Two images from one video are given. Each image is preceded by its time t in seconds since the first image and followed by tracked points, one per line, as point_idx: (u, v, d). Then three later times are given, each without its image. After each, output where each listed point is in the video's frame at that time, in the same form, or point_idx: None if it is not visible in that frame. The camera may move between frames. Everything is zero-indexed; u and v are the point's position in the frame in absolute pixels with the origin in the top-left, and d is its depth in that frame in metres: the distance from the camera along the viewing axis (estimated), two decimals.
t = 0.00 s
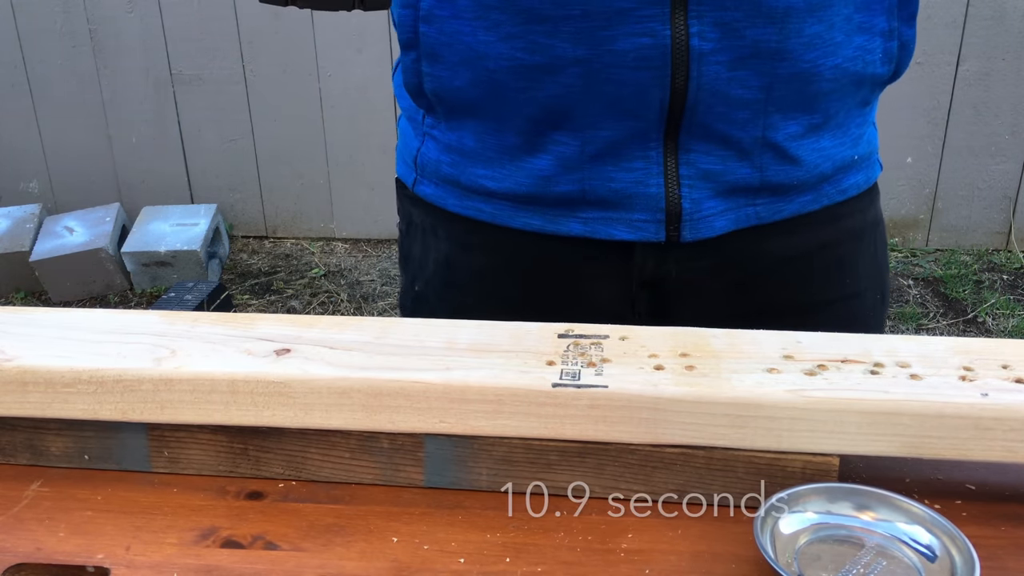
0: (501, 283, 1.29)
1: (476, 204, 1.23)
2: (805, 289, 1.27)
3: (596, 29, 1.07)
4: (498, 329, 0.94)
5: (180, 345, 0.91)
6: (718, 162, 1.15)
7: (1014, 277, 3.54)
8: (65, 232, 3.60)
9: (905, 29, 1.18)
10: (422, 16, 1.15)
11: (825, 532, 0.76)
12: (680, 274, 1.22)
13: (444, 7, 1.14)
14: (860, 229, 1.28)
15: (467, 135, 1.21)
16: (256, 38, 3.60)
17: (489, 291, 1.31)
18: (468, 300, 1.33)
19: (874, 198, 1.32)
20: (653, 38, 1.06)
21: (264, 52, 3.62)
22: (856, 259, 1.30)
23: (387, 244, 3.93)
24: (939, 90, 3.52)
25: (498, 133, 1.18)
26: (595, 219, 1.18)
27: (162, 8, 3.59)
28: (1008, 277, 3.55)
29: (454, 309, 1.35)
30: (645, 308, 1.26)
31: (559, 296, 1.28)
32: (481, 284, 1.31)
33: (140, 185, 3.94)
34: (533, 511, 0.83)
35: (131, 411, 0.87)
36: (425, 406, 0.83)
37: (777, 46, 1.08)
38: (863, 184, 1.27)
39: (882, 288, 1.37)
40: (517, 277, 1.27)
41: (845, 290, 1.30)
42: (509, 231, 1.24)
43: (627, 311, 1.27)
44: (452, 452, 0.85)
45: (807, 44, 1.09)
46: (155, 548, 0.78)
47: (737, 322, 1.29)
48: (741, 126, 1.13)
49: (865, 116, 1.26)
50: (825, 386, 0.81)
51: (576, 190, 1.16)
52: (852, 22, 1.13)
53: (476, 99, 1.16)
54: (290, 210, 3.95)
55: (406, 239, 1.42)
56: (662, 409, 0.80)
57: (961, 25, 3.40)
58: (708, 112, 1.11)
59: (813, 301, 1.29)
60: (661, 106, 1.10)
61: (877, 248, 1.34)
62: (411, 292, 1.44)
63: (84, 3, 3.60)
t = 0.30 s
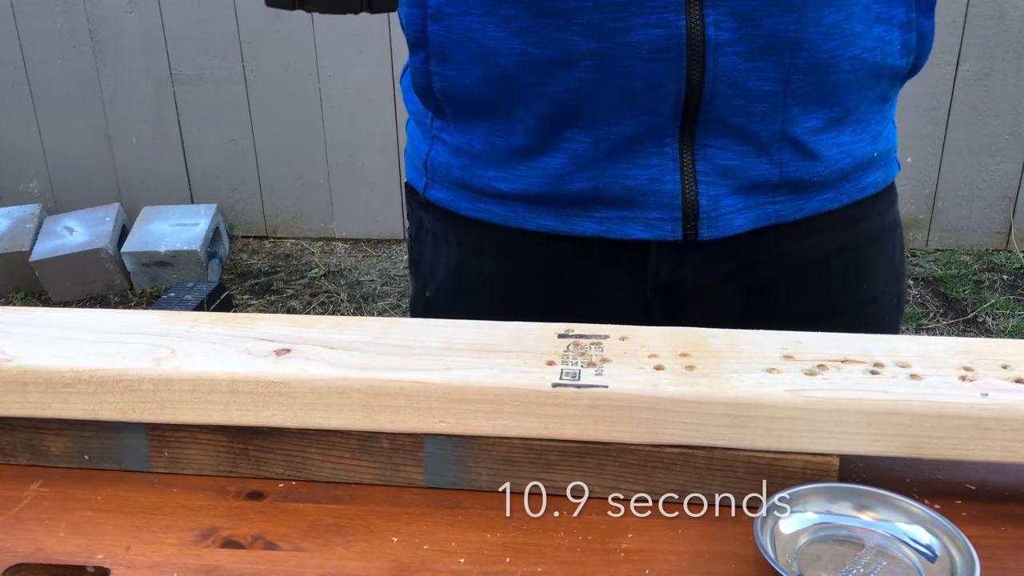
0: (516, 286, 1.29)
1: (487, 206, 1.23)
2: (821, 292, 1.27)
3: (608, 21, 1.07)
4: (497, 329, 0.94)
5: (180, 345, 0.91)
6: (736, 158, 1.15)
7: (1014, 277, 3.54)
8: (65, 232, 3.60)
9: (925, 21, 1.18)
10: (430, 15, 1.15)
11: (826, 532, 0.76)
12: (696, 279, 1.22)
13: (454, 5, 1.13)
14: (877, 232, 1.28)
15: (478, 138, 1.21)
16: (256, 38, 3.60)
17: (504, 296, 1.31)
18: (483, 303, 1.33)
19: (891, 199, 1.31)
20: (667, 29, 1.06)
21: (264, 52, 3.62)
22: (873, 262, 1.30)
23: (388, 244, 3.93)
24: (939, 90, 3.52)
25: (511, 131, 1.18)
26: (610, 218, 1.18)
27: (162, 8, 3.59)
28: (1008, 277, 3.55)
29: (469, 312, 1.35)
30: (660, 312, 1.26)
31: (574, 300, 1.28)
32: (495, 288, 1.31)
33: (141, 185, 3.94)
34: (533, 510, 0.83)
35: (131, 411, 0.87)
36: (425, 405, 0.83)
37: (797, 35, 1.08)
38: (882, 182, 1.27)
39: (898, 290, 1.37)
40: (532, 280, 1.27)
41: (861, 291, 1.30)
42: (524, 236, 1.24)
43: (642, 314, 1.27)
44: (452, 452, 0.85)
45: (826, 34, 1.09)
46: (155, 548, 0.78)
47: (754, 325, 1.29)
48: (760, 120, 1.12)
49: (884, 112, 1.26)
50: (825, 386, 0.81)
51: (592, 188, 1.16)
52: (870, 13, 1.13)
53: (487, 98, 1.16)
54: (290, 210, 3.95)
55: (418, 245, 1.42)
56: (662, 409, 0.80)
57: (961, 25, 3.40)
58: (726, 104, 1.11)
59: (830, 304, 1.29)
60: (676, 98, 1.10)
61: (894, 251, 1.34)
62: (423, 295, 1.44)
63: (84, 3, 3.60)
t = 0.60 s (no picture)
0: (518, 287, 1.29)
1: (489, 207, 1.23)
2: (823, 294, 1.27)
3: (610, 23, 1.07)
4: (498, 329, 0.94)
5: (180, 345, 0.91)
6: (737, 162, 1.14)
7: (1014, 277, 3.54)
8: (64, 232, 3.60)
9: (931, 24, 1.19)
10: (434, 15, 1.15)
11: (826, 531, 0.76)
12: (697, 281, 1.22)
13: (456, 6, 1.14)
14: (880, 236, 1.28)
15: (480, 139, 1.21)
16: (257, 38, 3.60)
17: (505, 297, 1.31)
18: (484, 303, 1.33)
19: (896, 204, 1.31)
20: (668, 33, 1.06)
21: (264, 52, 3.63)
22: (875, 265, 1.29)
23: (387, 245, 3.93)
24: (939, 90, 3.52)
25: (513, 134, 1.18)
26: (610, 221, 1.17)
27: (162, 8, 3.59)
28: (1008, 277, 3.56)
29: (470, 312, 1.35)
30: (662, 314, 1.26)
31: (575, 301, 1.28)
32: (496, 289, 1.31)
33: (140, 185, 3.94)
34: (533, 510, 0.83)
35: (131, 411, 0.87)
36: (425, 405, 0.83)
37: (799, 40, 1.08)
38: (886, 185, 1.27)
39: (901, 294, 1.37)
40: (533, 282, 1.27)
41: (863, 295, 1.30)
42: (526, 238, 1.24)
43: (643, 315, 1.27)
44: (452, 452, 0.85)
45: (829, 38, 1.09)
46: (155, 548, 0.78)
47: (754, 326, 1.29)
48: (762, 123, 1.12)
49: (890, 115, 1.26)
50: (826, 386, 0.81)
51: (593, 190, 1.16)
52: (875, 17, 1.13)
53: (489, 99, 1.17)
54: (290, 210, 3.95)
55: (421, 244, 1.42)
56: (662, 409, 0.80)
57: (961, 25, 3.40)
58: (727, 108, 1.11)
59: (831, 306, 1.29)
60: (678, 103, 1.10)
61: (897, 255, 1.34)
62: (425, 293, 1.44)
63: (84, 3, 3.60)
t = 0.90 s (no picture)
0: (518, 287, 1.29)
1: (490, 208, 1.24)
2: (823, 295, 1.27)
3: (609, 33, 1.07)
4: (498, 329, 0.94)
5: (180, 345, 0.91)
6: (736, 170, 1.14)
7: (1014, 277, 3.54)
8: (64, 232, 3.60)
9: (938, 32, 1.17)
10: (437, 18, 1.15)
11: (826, 531, 0.76)
12: (698, 282, 1.21)
13: (458, 10, 1.13)
14: (880, 240, 1.28)
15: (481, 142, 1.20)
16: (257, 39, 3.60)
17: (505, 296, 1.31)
18: (485, 301, 1.33)
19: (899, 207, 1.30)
20: (668, 44, 1.06)
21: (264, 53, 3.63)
22: (876, 268, 1.29)
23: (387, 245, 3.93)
24: (939, 90, 3.52)
25: (513, 139, 1.18)
26: (609, 226, 1.18)
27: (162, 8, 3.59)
28: (1008, 277, 3.56)
29: (470, 310, 1.35)
30: (662, 314, 1.25)
31: (575, 301, 1.28)
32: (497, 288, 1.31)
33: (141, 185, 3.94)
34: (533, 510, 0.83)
35: (131, 412, 0.87)
36: (424, 405, 0.83)
37: (799, 51, 1.07)
38: (888, 190, 1.27)
39: (902, 296, 1.36)
40: (532, 282, 1.27)
41: (863, 297, 1.29)
42: (526, 238, 1.24)
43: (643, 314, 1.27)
44: (452, 452, 0.85)
45: (829, 49, 1.08)
46: (155, 548, 0.78)
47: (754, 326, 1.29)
48: (761, 132, 1.12)
49: (894, 121, 1.25)
50: (826, 386, 0.81)
51: (592, 195, 1.16)
52: (879, 26, 1.11)
53: (491, 103, 1.17)
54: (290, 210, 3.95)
55: (423, 242, 1.42)
56: (662, 409, 0.80)
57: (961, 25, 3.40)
58: (726, 119, 1.11)
59: (830, 308, 1.28)
60: (675, 112, 1.10)
61: (899, 257, 1.33)
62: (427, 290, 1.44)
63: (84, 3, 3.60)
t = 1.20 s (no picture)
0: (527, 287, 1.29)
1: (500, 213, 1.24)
2: (832, 293, 1.27)
3: (623, 47, 1.07)
4: (497, 329, 0.94)
5: (180, 345, 0.91)
6: (748, 178, 1.14)
7: (1014, 277, 3.54)
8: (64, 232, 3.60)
9: (948, 35, 1.16)
10: (448, 28, 1.13)
11: (826, 531, 0.76)
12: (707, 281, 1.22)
13: (470, 21, 1.12)
14: (889, 238, 1.28)
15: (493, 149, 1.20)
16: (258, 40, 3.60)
17: (513, 295, 1.31)
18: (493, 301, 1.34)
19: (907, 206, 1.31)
20: (682, 59, 1.06)
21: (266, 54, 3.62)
22: (885, 267, 1.29)
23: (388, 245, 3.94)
24: (939, 90, 3.52)
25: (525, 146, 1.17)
26: (620, 232, 1.19)
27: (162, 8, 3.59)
28: (1008, 277, 3.56)
29: (478, 309, 1.35)
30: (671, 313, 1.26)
31: (583, 300, 1.28)
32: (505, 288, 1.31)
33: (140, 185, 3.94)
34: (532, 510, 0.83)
35: (131, 412, 0.87)
36: (424, 405, 0.83)
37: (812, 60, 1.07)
38: (899, 192, 1.27)
39: (909, 293, 1.37)
40: (541, 282, 1.28)
41: (872, 295, 1.30)
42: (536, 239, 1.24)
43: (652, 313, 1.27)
44: (452, 452, 0.85)
45: (840, 57, 1.08)
46: (155, 548, 0.78)
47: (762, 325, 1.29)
48: (773, 140, 1.12)
49: (903, 122, 1.24)
50: (826, 386, 0.81)
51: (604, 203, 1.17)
52: (891, 30, 1.12)
53: (502, 114, 1.16)
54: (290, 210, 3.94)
55: (430, 239, 1.41)
56: (661, 409, 0.80)
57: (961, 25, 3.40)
58: (739, 129, 1.11)
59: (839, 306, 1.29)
60: (689, 123, 1.10)
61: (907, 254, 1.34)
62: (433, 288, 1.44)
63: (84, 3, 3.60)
